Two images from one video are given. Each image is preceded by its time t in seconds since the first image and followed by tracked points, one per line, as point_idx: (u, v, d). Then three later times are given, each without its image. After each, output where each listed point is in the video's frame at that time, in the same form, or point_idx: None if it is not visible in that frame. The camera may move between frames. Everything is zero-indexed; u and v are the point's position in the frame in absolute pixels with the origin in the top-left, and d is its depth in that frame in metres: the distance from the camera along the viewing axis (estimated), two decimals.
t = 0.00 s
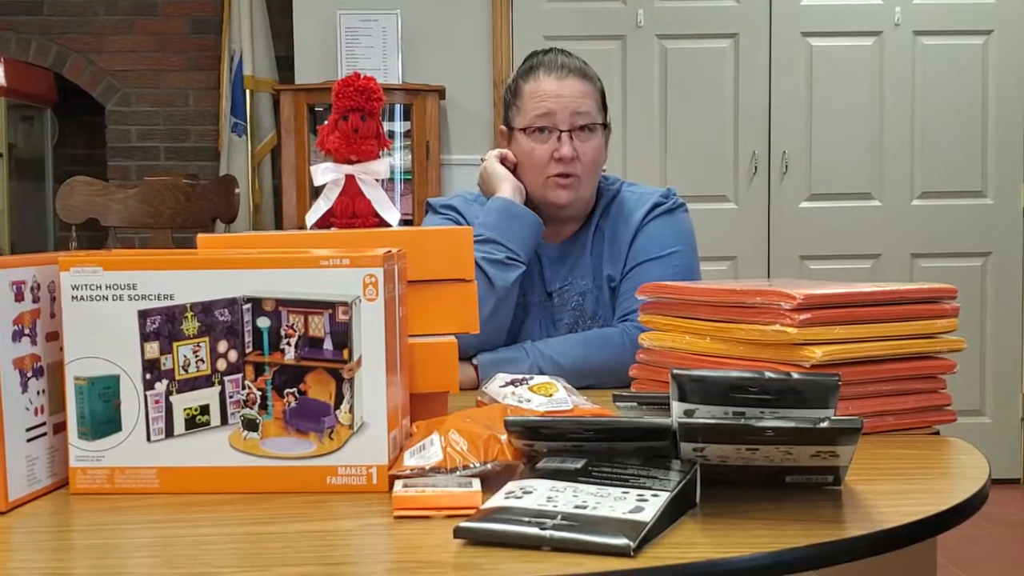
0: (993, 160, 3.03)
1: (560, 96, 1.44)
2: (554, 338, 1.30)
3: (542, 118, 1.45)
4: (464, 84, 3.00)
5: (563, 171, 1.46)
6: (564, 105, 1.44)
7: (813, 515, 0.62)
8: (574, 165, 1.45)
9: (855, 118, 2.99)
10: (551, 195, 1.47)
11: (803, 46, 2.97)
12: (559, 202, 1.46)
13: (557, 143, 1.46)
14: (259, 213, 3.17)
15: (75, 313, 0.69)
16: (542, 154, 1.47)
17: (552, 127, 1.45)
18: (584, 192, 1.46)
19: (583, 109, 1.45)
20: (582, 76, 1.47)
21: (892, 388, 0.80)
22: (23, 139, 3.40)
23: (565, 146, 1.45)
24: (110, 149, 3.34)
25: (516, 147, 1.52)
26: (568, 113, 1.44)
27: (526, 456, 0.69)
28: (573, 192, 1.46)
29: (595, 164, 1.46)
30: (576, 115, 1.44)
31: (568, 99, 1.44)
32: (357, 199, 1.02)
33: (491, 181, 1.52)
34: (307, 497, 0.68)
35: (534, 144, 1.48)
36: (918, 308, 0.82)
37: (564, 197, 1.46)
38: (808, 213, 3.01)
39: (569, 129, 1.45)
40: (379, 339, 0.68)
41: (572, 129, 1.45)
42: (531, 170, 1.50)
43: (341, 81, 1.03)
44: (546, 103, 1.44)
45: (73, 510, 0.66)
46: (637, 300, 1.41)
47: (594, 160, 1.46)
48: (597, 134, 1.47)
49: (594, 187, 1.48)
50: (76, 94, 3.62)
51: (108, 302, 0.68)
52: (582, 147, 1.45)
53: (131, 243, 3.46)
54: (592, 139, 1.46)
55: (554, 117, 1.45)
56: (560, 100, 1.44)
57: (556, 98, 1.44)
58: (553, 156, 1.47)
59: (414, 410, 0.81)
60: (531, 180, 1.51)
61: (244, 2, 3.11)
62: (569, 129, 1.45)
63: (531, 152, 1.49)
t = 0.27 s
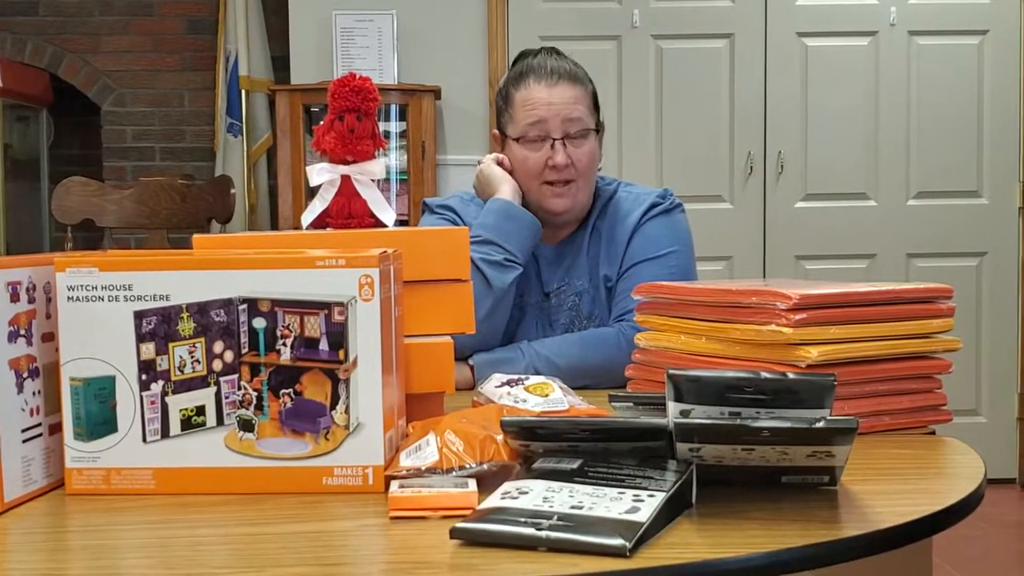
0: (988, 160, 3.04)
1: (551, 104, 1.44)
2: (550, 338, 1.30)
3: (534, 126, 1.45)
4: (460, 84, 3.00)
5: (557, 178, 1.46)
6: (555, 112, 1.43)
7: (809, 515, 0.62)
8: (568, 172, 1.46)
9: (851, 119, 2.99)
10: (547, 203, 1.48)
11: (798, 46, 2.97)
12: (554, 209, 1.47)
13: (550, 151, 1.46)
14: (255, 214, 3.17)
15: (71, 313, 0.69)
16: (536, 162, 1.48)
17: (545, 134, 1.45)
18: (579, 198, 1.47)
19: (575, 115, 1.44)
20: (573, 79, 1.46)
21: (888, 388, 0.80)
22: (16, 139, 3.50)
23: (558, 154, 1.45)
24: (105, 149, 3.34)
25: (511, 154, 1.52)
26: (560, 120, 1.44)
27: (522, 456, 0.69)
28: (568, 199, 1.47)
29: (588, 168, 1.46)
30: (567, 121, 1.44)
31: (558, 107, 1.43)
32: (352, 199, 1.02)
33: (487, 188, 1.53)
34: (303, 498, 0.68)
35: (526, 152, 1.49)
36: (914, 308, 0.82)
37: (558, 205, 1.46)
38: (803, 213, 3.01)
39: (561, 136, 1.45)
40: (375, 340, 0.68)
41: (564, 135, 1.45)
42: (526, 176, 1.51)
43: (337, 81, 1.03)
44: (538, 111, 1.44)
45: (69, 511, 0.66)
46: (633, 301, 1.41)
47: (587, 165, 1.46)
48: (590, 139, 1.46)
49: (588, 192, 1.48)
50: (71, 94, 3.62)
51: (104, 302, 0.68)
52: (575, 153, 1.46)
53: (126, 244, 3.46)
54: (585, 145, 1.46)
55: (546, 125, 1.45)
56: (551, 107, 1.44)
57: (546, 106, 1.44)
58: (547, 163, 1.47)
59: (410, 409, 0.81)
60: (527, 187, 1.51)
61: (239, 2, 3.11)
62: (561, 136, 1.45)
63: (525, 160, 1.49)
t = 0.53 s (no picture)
0: (983, 162, 3.04)
1: (542, 102, 1.44)
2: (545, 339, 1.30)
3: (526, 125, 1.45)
4: (455, 85, 3.00)
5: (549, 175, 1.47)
6: (547, 110, 1.43)
7: (804, 516, 0.63)
8: (560, 169, 1.46)
9: (845, 120, 3.00)
10: (539, 201, 1.48)
11: (793, 48, 2.97)
12: (546, 207, 1.47)
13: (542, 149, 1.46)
14: (250, 215, 3.17)
15: (65, 314, 0.68)
16: (528, 159, 1.48)
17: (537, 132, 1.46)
18: (572, 196, 1.47)
19: (567, 113, 1.44)
20: (566, 78, 1.46)
21: (883, 389, 0.81)
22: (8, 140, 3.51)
23: (550, 151, 1.46)
24: (100, 150, 3.34)
25: (504, 152, 1.52)
26: (551, 118, 1.44)
27: (517, 457, 0.69)
28: (560, 197, 1.47)
29: (581, 166, 1.46)
30: (559, 119, 1.44)
31: (550, 105, 1.43)
32: (348, 200, 1.02)
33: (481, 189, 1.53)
34: (298, 499, 0.68)
35: (519, 149, 1.49)
36: (909, 309, 0.82)
37: (550, 202, 1.46)
38: (798, 214, 3.02)
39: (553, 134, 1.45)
40: (370, 340, 0.68)
41: (556, 133, 1.45)
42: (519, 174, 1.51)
43: (332, 82, 1.03)
44: (530, 109, 1.44)
45: (63, 512, 0.66)
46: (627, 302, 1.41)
47: (580, 162, 1.46)
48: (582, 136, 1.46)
49: (581, 190, 1.48)
50: (67, 95, 3.62)
51: (99, 303, 0.68)
52: (567, 151, 1.46)
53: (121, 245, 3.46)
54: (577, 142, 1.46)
55: (538, 123, 1.45)
56: (543, 105, 1.44)
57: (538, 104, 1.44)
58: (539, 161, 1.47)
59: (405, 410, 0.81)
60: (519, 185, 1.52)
61: (235, 3, 3.11)
62: (553, 133, 1.45)
63: (518, 158, 1.49)
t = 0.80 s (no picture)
0: (980, 162, 3.04)
1: (541, 103, 1.44)
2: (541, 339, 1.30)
3: (525, 125, 1.45)
4: (452, 86, 3.00)
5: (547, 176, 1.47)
6: (546, 111, 1.43)
7: (802, 517, 0.63)
8: (558, 170, 1.46)
9: (842, 120, 3.00)
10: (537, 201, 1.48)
11: (790, 48, 2.97)
12: (544, 208, 1.47)
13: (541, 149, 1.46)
14: (247, 216, 3.17)
15: (62, 315, 0.68)
16: (526, 160, 1.48)
17: (535, 133, 1.46)
18: (570, 197, 1.47)
19: (566, 114, 1.44)
20: (565, 79, 1.46)
21: (881, 389, 0.81)
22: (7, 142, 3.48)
23: (548, 152, 1.46)
24: (98, 151, 3.35)
25: (502, 152, 1.52)
26: (550, 118, 1.44)
27: (514, 458, 0.69)
28: (558, 198, 1.47)
29: (579, 167, 1.46)
30: (558, 120, 1.44)
31: (549, 105, 1.43)
32: (345, 201, 1.02)
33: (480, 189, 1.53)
34: (296, 500, 0.68)
35: (517, 150, 1.49)
36: (906, 310, 0.82)
37: (548, 204, 1.47)
38: (795, 214, 3.01)
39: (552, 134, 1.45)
40: (367, 342, 0.68)
41: (554, 134, 1.45)
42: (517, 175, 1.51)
43: (328, 83, 1.02)
44: (529, 109, 1.44)
45: (61, 513, 0.66)
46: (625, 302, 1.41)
47: (578, 164, 1.46)
48: (581, 138, 1.46)
49: (579, 192, 1.48)
50: (64, 96, 3.62)
51: (96, 304, 0.68)
52: (566, 152, 1.46)
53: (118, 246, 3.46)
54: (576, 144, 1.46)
55: (536, 123, 1.45)
56: (542, 105, 1.44)
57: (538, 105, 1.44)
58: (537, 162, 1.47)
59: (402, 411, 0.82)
60: (517, 185, 1.52)
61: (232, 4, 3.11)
62: (552, 134, 1.45)
63: (516, 159, 1.49)
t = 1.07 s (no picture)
0: (978, 163, 3.04)
1: (542, 101, 1.44)
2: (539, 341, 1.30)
3: (525, 122, 1.45)
4: (449, 87, 3.00)
5: (545, 175, 1.47)
6: (546, 109, 1.44)
7: (799, 518, 0.63)
8: (557, 168, 1.46)
9: (840, 121, 3.00)
10: (535, 200, 1.48)
11: (787, 49, 2.97)
12: (542, 207, 1.47)
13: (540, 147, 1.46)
14: (245, 218, 3.17)
15: (60, 316, 0.68)
16: (525, 158, 1.48)
17: (535, 131, 1.46)
18: (568, 197, 1.47)
19: (566, 113, 1.44)
20: (566, 78, 1.46)
21: (878, 390, 0.81)
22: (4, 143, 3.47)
23: (548, 150, 1.45)
24: (95, 153, 3.35)
25: (501, 150, 1.52)
26: (550, 117, 1.44)
27: (511, 459, 0.69)
28: (556, 197, 1.47)
29: (578, 167, 1.46)
30: (558, 119, 1.44)
31: (550, 104, 1.43)
32: (342, 202, 1.02)
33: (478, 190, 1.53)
34: (293, 501, 0.68)
35: (516, 148, 1.49)
36: (903, 311, 0.82)
37: (546, 202, 1.47)
38: (793, 215, 3.02)
39: (551, 133, 1.45)
40: (364, 343, 0.68)
41: (553, 132, 1.45)
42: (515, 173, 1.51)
43: (326, 84, 1.02)
44: (529, 107, 1.44)
45: (58, 514, 0.66)
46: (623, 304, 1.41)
47: (577, 163, 1.46)
48: (580, 137, 1.46)
49: (577, 191, 1.48)
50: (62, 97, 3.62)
51: (93, 305, 0.68)
52: (565, 151, 1.46)
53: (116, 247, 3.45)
54: (575, 143, 1.46)
55: (536, 121, 1.45)
56: (543, 104, 1.44)
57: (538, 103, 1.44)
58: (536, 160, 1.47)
59: (400, 412, 0.82)
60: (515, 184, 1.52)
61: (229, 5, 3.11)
62: (552, 132, 1.45)
63: (515, 156, 1.49)
